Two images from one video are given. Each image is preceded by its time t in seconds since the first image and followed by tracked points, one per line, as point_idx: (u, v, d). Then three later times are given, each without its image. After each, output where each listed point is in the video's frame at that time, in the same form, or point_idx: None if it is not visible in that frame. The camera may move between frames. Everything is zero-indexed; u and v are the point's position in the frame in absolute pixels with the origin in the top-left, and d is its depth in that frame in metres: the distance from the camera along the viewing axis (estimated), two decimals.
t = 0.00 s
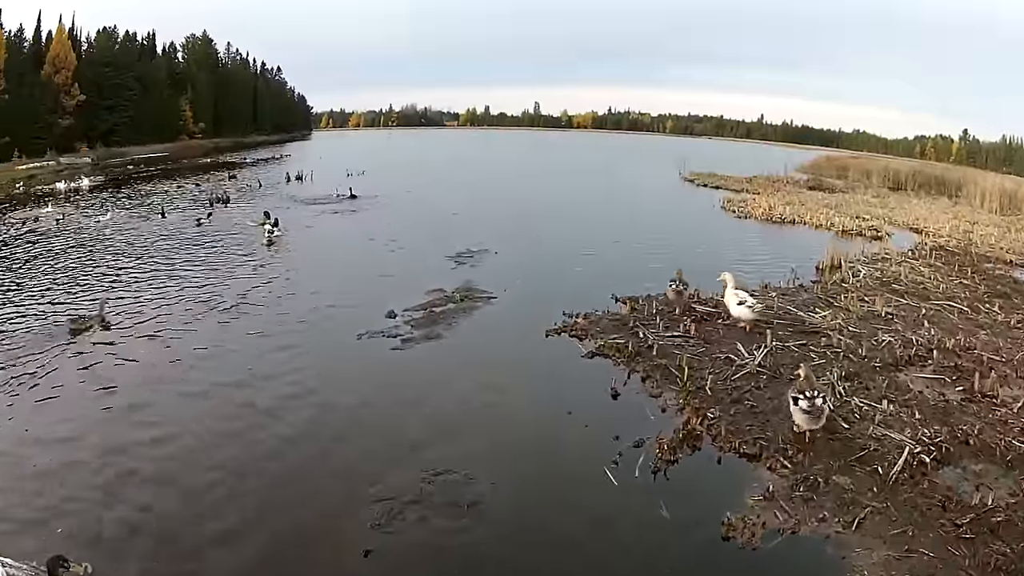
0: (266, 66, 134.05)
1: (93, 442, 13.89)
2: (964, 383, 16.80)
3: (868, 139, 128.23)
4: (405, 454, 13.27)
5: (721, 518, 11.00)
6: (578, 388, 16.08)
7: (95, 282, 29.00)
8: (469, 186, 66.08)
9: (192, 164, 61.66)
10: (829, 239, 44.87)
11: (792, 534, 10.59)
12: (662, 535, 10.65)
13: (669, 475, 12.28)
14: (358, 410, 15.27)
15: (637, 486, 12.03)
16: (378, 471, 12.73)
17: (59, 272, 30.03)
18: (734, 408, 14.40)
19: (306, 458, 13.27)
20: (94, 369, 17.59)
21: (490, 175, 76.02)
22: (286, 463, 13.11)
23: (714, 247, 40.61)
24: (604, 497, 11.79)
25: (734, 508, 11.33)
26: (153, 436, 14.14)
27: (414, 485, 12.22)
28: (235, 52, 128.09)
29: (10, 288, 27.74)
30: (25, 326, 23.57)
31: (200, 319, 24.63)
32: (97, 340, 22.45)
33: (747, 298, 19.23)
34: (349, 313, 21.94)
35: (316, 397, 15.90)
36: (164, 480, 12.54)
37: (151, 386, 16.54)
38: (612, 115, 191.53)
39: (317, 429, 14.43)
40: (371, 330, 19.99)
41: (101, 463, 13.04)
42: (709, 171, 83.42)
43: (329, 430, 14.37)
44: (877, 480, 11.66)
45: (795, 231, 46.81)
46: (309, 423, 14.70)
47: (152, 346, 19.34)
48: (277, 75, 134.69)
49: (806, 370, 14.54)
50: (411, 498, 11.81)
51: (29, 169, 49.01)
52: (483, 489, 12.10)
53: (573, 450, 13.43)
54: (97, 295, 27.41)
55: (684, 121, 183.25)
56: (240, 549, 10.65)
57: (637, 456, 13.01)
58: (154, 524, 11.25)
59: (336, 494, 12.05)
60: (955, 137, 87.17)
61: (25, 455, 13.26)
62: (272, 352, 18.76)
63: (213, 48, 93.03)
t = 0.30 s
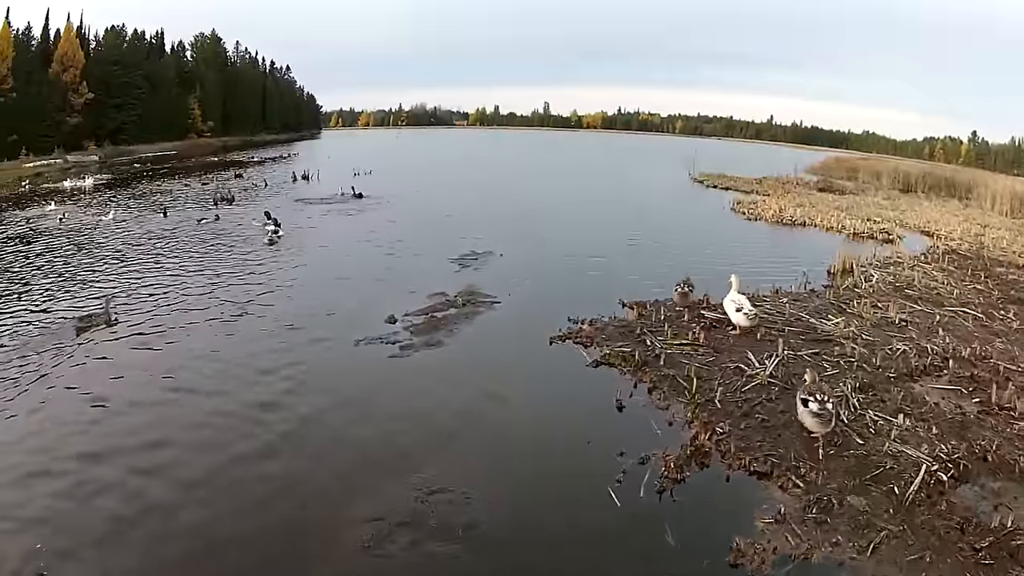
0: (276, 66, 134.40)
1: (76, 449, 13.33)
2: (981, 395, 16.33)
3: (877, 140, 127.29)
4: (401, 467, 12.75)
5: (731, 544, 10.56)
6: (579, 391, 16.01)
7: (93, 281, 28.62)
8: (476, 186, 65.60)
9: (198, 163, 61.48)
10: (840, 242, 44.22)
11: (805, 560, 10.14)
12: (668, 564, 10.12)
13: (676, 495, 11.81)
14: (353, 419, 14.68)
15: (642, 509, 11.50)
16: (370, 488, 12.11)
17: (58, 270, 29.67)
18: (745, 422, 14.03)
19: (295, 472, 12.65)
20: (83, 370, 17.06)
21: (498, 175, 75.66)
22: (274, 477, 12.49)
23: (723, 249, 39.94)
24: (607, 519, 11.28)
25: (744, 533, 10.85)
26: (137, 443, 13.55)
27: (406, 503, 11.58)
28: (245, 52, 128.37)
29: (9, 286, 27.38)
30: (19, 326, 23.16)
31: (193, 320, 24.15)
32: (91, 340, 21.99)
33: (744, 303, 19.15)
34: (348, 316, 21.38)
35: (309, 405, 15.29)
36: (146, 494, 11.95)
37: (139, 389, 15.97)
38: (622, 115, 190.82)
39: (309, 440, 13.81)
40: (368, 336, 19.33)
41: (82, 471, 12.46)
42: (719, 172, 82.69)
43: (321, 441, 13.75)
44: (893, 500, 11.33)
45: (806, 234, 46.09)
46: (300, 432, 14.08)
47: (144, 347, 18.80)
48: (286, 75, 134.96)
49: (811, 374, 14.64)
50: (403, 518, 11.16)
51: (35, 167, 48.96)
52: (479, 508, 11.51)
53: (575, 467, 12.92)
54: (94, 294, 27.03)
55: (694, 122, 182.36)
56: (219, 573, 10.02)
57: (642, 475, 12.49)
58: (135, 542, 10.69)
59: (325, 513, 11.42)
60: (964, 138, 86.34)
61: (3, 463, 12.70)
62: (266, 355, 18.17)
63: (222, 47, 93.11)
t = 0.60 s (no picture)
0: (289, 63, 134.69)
1: (68, 462, 13.03)
2: (1003, 406, 15.80)
3: (891, 141, 126.01)
4: (402, 483, 12.39)
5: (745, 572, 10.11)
6: (577, 389, 16.31)
7: (100, 280, 28.47)
8: (486, 185, 65.22)
9: (209, 161, 61.50)
10: (854, 244, 43.56)
11: None
12: None
13: (687, 517, 11.37)
14: (352, 432, 14.32)
15: (650, 532, 11.06)
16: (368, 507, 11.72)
17: (66, 269, 29.55)
18: (759, 437, 13.65)
19: (289, 489, 12.28)
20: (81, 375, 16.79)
21: (509, 174, 75.36)
22: (268, 495, 12.13)
23: (736, 251, 39.32)
24: (614, 543, 10.84)
25: (760, 559, 10.41)
26: (131, 457, 13.25)
27: (405, 525, 11.18)
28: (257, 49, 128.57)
29: (16, 285, 27.23)
30: (23, 326, 22.96)
31: (199, 322, 23.90)
32: (94, 342, 21.77)
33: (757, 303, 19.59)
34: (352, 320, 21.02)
35: (307, 416, 14.93)
36: (137, 513, 11.60)
37: (136, 397, 15.69)
38: (635, 115, 189.96)
39: (305, 454, 13.43)
40: (371, 343, 18.90)
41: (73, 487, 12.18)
42: (731, 172, 81.90)
43: (318, 455, 13.39)
44: (914, 524, 10.91)
45: (820, 237, 45.38)
46: (300, 445, 13.73)
47: (144, 351, 18.52)
48: (299, 73, 135.27)
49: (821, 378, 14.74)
50: (400, 540, 10.77)
51: (46, 165, 49.07)
52: (481, 530, 11.08)
53: (583, 486, 12.47)
54: (101, 294, 26.86)
55: (707, 122, 181.22)
56: None
57: (651, 495, 12.05)
58: (126, 563, 10.41)
59: (321, 534, 11.04)
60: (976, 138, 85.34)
61: None
62: (266, 360, 17.84)
63: (234, 45, 93.22)
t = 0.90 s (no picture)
0: (304, 63, 135.14)
1: (60, 472, 12.70)
2: None
3: (906, 143, 124.42)
4: (403, 501, 11.93)
5: None
6: (590, 398, 15.77)
7: (107, 278, 28.12)
8: (499, 185, 64.77)
9: (221, 160, 61.44)
10: (870, 248, 42.75)
11: None
12: None
13: (702, 541, 10.86)
14: (353, 444, 13.84)
15: (662, 556, 10.54)
16: (366, 526, 11.26)
17: (73, 266, 29.18)
18: (778, 455, 13.16)
19: (285, 505, 11.81)
20: (80, 381, 16.44)
21: (522, 174, 74.90)
22: (263, 511, 11.68)
23: (750, 253, 38.62)
24: (624, 567, 10.33)
25: None
26: (123, 470, 12.81)
27: (403, 546, 10.71)
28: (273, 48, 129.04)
29: (20, 282, 26.86)
30: (26, 325, 22.59)
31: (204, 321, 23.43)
32: (96, 342, 21.34)
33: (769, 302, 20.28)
34: (358, 325, 20.62)
35: (307, 427, 14.47)
36: (127, 527, 11.23)
37: (135, 405, 15.31)
38: (649, 116, 188.99)
39: (302, 468, 12.96)
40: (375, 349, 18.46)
41: (63, 502, 11.78)
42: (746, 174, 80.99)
43: (315, 469, 12.90)
44: (940, 550, 10.42)
45: (836, 240, 44.55)
46: (298, 458, 13.29)
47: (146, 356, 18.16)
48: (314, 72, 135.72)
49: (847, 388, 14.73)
50: (398, 563, 10.31)
51: (58, 163, 49.16)
52: (483, 552, 10.62)
53: (593, 504, 11.95)
54: (106, 292, 26.50)
55: (722, 123, 179.87)
56: None
57: (665, 516, 11.52)
58: None
59: (315, 554, 10.59)
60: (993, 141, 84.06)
61: None
62: (270, 366, 17.45)
63: (248, 44, 93.42)
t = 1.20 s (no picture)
0: (323, 62, 135.85)
1: (56, 484, 12.28)
2: None
3: (925, 146, 122.52)
4: (407, 522, 11.36)
5: None
6: (607, 412, 15.15)
7: (116, 269, 27.69)
8: (514, 185, 64.13)
9: (237, 158, 61.40)
10: (891, 252, 41.67)
11: None
12: None
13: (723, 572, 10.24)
14: (358, 458, 13.33)
15: None
16: (368, 549, 10.72)
17: (82, 256, 28.79)
18: (802, 476, 12.53)
19: (286, 524, 11.31)
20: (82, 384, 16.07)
21: (538, 174, 74.31)
22: (262, 530, 11.14)
23: (770, 256, 37.72)
24: None
25: None
26: (120, 481, 12.41)
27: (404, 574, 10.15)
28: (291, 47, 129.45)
29: (26, 271, 26.45)
30: (31, 316, 22.17)
31: (211, 316, 22.92)
32: (99, 334, 20.82)
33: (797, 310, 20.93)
34: (368, 331, 20.11)
35: (312, 440, 13.95)
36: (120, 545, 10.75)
37: (136, 411, 14.91)
38: (667, 116, 187.49)
39: (305, 484, 12.43)
40: (385, 357, 17.90)
41: (55, 518, 11.34)
42: (765, 176, 79.69)
43: (319, 487, 12.37)
44: None
45: (856, 243, 43.48)
46: (300, 473, 12.76)
47: (150, 360, 17.78)
48: (332, 71, 136.02)
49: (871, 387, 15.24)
50: None
51: (74, 160, 49.27)
52: None
53: (608, 528, 11.36)
54: (115, 283, 26.05)
55: (740, 124, 177.98)
56: None
57: (684, 542, 10.91)
58: None
59: None
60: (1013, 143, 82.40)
61: None
62: (277, 373, 16.99)
63: (266, 42, 93.61)
